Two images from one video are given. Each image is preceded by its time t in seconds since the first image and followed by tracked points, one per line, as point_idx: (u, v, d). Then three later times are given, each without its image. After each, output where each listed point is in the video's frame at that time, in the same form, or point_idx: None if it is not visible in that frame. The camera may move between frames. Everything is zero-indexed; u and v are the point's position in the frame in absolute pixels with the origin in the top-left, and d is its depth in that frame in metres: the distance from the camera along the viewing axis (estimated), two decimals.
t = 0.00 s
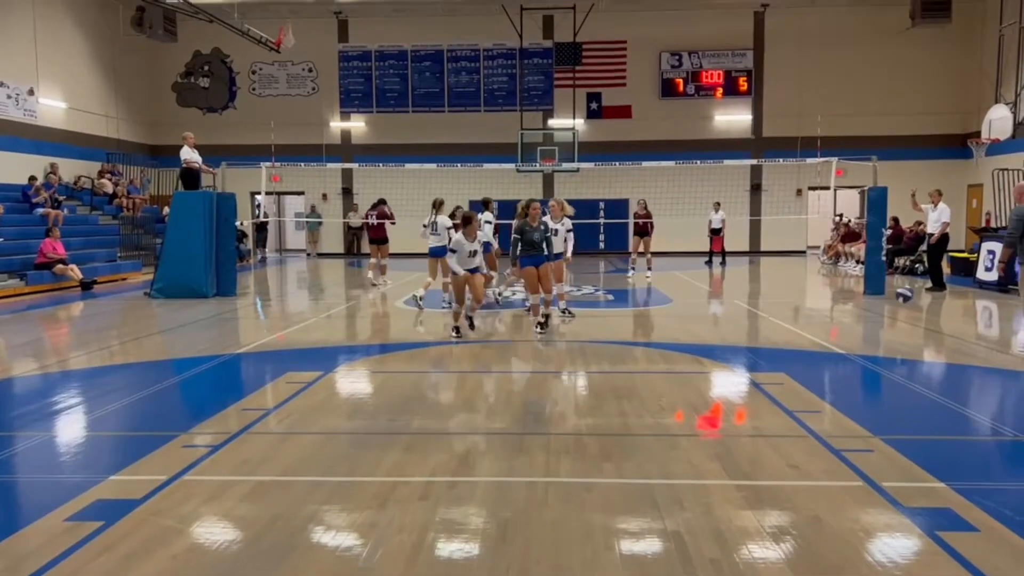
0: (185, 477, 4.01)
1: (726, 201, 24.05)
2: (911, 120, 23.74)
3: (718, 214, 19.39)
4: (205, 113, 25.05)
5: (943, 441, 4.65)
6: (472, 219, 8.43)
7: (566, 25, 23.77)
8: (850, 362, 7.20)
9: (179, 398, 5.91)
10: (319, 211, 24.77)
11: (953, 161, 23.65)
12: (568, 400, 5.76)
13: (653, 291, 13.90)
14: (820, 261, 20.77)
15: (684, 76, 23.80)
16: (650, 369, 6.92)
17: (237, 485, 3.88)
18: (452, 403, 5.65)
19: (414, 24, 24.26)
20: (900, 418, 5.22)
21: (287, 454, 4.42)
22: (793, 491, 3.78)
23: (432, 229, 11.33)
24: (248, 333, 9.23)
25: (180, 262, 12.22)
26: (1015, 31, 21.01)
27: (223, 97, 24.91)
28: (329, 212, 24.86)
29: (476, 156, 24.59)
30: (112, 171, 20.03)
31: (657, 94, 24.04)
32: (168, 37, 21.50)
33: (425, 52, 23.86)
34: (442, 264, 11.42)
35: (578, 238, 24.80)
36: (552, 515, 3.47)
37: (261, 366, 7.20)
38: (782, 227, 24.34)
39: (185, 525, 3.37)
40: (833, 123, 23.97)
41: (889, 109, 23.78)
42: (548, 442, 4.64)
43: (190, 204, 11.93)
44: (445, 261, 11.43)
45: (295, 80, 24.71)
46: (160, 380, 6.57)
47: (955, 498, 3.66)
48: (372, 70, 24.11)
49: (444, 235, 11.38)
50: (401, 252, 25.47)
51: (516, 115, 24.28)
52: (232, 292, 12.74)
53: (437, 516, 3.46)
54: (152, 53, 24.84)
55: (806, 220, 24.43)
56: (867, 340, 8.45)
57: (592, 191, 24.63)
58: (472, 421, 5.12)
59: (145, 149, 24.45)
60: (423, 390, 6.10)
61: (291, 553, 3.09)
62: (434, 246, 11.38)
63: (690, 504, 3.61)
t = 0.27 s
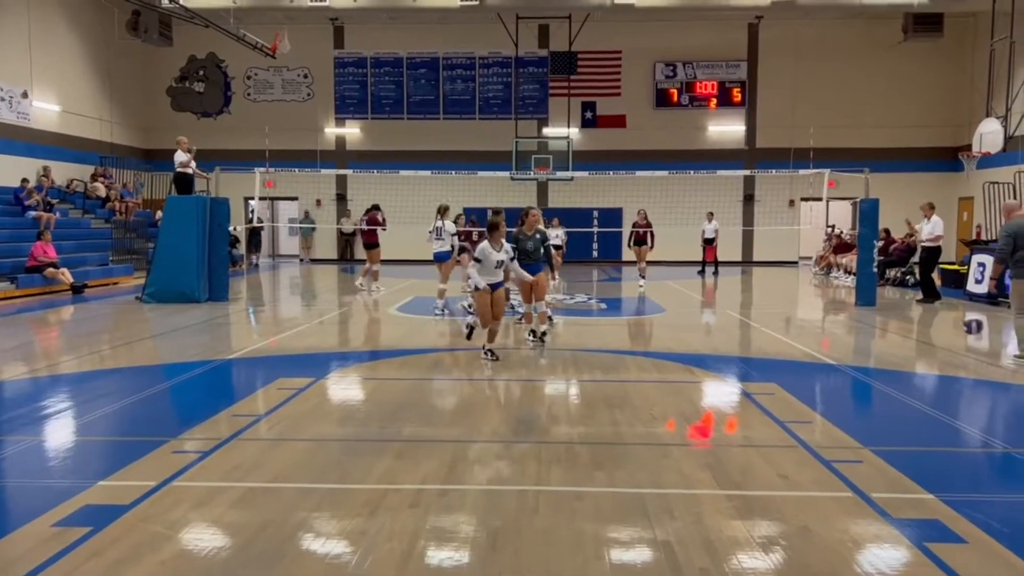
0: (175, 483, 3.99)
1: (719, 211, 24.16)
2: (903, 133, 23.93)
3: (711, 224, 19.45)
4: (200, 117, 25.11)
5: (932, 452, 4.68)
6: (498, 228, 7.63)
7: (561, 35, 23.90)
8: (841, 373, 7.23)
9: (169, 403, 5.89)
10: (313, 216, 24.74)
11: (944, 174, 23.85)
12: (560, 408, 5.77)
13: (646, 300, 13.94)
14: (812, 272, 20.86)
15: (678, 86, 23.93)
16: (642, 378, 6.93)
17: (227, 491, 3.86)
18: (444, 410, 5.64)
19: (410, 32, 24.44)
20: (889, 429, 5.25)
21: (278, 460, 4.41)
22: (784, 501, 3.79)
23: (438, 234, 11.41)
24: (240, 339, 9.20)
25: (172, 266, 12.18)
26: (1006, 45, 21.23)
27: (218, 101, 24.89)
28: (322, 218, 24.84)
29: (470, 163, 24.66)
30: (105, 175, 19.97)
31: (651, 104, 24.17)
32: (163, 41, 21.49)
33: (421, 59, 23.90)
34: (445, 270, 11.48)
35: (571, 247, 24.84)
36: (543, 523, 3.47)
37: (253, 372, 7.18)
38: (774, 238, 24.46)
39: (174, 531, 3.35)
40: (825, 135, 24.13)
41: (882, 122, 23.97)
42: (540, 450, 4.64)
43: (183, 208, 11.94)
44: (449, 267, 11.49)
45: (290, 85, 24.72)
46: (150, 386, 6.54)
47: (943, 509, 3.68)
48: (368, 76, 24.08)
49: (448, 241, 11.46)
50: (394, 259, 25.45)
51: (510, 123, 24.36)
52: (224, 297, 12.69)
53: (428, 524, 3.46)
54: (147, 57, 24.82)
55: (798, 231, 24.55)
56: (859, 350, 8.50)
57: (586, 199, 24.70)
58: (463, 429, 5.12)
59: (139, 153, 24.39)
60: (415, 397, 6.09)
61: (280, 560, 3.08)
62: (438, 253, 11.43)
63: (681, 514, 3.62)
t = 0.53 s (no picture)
0: (160, 488, 3.96)
1: (708, 219, 24.28)
2: (891, 143, 24.16)
3: (700, 232, 19.55)
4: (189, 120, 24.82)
5: (918, 461, 4.72)
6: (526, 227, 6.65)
7: (552, 42, 24.00)
8: (828, 382, 7.28)
9: (155, 407, 5.84)
10: (302, 221, 24.67)
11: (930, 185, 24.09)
12: (548, 415, 5.77)
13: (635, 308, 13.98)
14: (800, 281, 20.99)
15: (668, 95, 24.07)
16: (631, 385, 6.95)
17: (213, 496, 3.84)
18: (433, 417, 5.64)
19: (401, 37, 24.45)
20: (876, 438, 5.28)
21: (265, 466, 4.38)
22: (770, 509, 3.81)
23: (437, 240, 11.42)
24: (228, 343, 9.15)
25: (160, 269, 12.09)
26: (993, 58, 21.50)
27: (208, 104, 24.66)
28: (312, 222, 24.78)
29: (461, 169, 24.68)
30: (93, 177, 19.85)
31: (642, 112, 24.28)
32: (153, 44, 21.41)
33: (413, 64, 23.97)
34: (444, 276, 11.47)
35: (561, 253, 24.89)
36: (530, 530, 3.47)
37: (240, 376, 7.13)
38: (763, 246, 24.60)
39: (158, 536, 3.33)
40: (814, 145, 24.31)
41: (869, 132, 24.20)
42: (528, 457, 4.64)
43: (171, 211, 11.87)
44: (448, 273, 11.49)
45: (281, 89, 24.68)
46: (136, 389, 6.49)
47: (928, 518, 3.71)
48: (358, 81, 24.14)
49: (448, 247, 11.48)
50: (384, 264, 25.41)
51: (501, 130, 24.42)
52: (212, 301, 12.62)
53: (415, 530, 3.45)
54: (137, 59, 24.72)
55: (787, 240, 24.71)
56: (846, 359, 8.56)
57: (576, 206, 24.77)
58: (451, 435, 5.11)
59: (128, 155, 24.25)
60: (403, 403, 6.07)
61: (266, 565, 3.06)
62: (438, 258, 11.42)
63: (667, 521, 3.63)
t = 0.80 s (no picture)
0: (144, 493, 3.92)
1: (695, 225, 24.40)
2: (876, 150, 24.41)
3: (688, 238, 19.64)
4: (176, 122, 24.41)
5: (901, 466, 4.77)
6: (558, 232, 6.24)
7: (541, 48, 24.08)
8: (814, 388, 7.33)
9: (139, 412, 5.78)
10: (289, 224, 24.55)
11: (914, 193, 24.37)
12: (536, 420, 5.77)
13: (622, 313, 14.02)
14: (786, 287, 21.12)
15: (656, 101, 24.18)
16: (618, 390, 6.96)
17: (197, 501, 3.80)
18: (420, 421, 5.62)
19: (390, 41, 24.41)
20: (860, 444, 5.32)
21: (250, 470, 4.35)
22: (756, 515, 3.83)
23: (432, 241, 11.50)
24: (213, 346, 9.08)
25: (145, 272, 11.99)
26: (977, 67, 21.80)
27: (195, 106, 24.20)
28: (299, 225, 24.66)
29: (449, 173, 24.65)
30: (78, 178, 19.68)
31: (630, 118, 24.39)
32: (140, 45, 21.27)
33: (401, 68, 23.90)
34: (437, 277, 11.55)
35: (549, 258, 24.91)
36: (516, 536, 3.47)
37: (225, 380, 7.08)
38: (749, 252, 24.75)
39: (141, 542, 3.30)
40: (800, 152, 24.52)
41: (855, 140, 24.43)
42: (514, 462, 4.64)
43: (156, 213, 11.79)
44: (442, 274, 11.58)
45: (269, 92, 24.59)
46: (120, 393, 6.42)
47: (911, 523, 3.75)
48: (346, 84, 24.06)
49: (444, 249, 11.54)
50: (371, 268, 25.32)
51: (490, 134, 24.43)
52: (198, 304, 12.52)
53: (401, 535, 3.44)
54: (123, 60, 24.55)
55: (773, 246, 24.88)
56: (831, 365, 8.63)
57: (564, 211, 24.80)
58: (438, 440, 5.10)
59: (113, 156, 24.05)
60: (390, 408, 6.05)
61: (251, 571, 3.04)
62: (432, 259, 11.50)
63: (654, 526, 3.64)
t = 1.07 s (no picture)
0: (129, 496, 3.90)
1: (683, 229, 24.52)
2: (862, 156, 24.63)
3: (675, 242, 19.73)
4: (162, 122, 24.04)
5: (886, 469, 4.81)
6: (602, 235, 5.54)
7: (530, 51, 24.14)
8: (800, 391, 7.38)
9: (124, 414, 5.74)
10: (276, 226, 24.45)
11: (898, 198, 24.64)
12: (523, 423, 5.78)
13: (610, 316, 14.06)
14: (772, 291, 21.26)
15: (645, 105, 24.28)
16: (605, 393, 6.98)
17: (182, 504, 3.78)
18: (407, 424, 5.62)
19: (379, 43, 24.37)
20: (846, 447, 5.37)
21: (236, 473, 4.34)
22: (742, 518, 3.85)
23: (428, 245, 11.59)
24: (199, 348, 9.02)
25: (131, 273, 11.90)
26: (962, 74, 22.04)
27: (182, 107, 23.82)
28: (286, 227, 24.55)
29: (437, 176, 24.63)
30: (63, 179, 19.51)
31: (619, 122, 24.48)
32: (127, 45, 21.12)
33: (390, 71, 23.81)
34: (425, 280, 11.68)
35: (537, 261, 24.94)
36: (504, 538, 3.47)
37: (211, 382, 7.05)
38: (736, 257, 24.90)
39: (127, 545, 3.28)
40: (787, 157, 24.70)
41: (841, 145, 24.65)
42: (502, 465, 4.65)
43: (142, 214, 11.70)
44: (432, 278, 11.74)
45: (257, 93, 24.47)
46: (105, 395, 6.37)
47: (895, 527, 3.79)
48: (335, 86, 23.89)
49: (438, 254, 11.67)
50: (359, 271, 25.24)
51: (479, 137, 24.43)
52: (184, 306, 12.44)
53: (388, 538, 3.44)
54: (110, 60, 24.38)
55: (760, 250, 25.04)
56: (817, 369, 8.69)
57: (552, 215, 24.84)
58: (426, 443, 5.10)
59: (99, 157, 23.86)
60: (378, 410, 6.03)
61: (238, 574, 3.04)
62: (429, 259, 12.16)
63: (641, 529, 3.66)
